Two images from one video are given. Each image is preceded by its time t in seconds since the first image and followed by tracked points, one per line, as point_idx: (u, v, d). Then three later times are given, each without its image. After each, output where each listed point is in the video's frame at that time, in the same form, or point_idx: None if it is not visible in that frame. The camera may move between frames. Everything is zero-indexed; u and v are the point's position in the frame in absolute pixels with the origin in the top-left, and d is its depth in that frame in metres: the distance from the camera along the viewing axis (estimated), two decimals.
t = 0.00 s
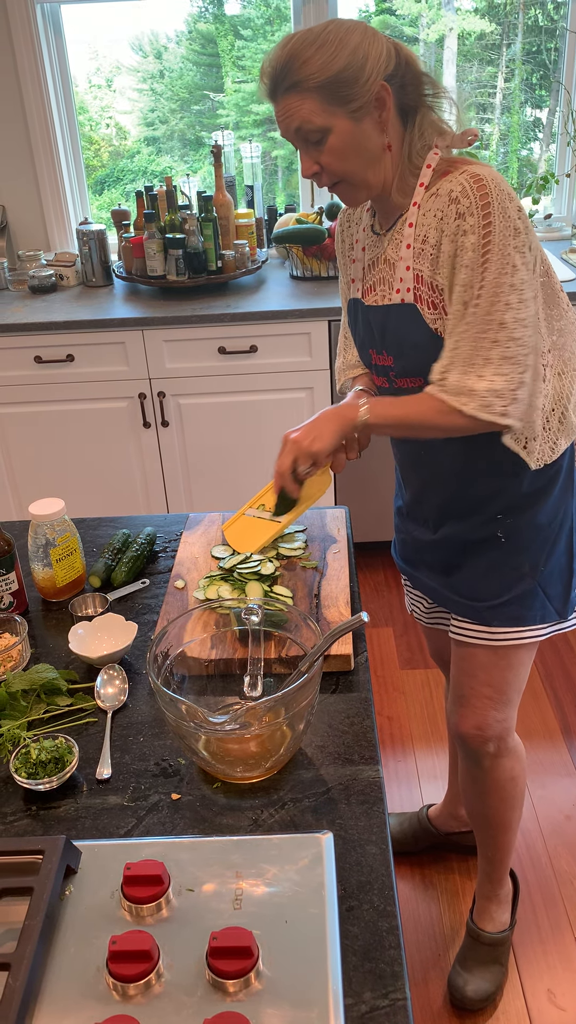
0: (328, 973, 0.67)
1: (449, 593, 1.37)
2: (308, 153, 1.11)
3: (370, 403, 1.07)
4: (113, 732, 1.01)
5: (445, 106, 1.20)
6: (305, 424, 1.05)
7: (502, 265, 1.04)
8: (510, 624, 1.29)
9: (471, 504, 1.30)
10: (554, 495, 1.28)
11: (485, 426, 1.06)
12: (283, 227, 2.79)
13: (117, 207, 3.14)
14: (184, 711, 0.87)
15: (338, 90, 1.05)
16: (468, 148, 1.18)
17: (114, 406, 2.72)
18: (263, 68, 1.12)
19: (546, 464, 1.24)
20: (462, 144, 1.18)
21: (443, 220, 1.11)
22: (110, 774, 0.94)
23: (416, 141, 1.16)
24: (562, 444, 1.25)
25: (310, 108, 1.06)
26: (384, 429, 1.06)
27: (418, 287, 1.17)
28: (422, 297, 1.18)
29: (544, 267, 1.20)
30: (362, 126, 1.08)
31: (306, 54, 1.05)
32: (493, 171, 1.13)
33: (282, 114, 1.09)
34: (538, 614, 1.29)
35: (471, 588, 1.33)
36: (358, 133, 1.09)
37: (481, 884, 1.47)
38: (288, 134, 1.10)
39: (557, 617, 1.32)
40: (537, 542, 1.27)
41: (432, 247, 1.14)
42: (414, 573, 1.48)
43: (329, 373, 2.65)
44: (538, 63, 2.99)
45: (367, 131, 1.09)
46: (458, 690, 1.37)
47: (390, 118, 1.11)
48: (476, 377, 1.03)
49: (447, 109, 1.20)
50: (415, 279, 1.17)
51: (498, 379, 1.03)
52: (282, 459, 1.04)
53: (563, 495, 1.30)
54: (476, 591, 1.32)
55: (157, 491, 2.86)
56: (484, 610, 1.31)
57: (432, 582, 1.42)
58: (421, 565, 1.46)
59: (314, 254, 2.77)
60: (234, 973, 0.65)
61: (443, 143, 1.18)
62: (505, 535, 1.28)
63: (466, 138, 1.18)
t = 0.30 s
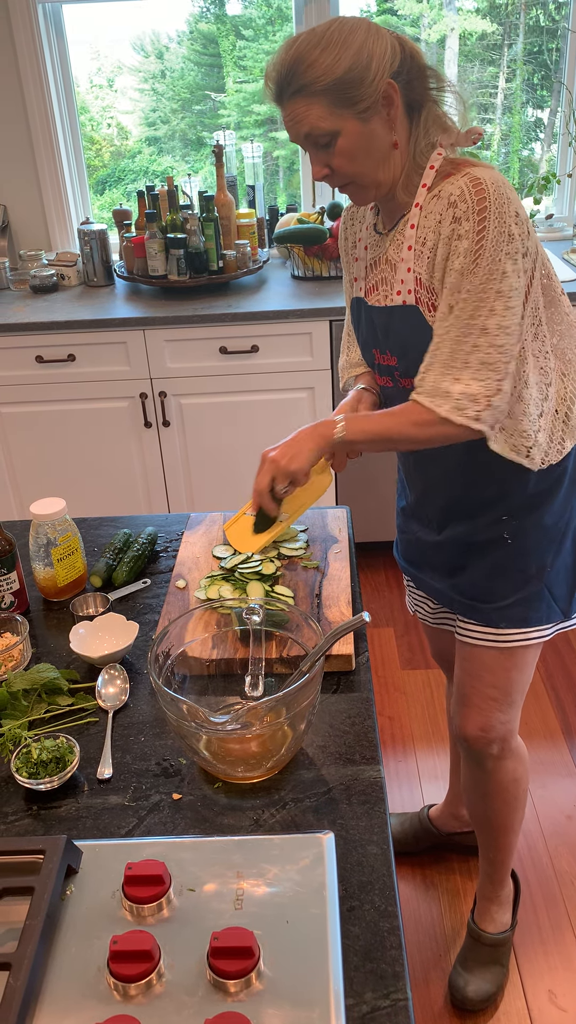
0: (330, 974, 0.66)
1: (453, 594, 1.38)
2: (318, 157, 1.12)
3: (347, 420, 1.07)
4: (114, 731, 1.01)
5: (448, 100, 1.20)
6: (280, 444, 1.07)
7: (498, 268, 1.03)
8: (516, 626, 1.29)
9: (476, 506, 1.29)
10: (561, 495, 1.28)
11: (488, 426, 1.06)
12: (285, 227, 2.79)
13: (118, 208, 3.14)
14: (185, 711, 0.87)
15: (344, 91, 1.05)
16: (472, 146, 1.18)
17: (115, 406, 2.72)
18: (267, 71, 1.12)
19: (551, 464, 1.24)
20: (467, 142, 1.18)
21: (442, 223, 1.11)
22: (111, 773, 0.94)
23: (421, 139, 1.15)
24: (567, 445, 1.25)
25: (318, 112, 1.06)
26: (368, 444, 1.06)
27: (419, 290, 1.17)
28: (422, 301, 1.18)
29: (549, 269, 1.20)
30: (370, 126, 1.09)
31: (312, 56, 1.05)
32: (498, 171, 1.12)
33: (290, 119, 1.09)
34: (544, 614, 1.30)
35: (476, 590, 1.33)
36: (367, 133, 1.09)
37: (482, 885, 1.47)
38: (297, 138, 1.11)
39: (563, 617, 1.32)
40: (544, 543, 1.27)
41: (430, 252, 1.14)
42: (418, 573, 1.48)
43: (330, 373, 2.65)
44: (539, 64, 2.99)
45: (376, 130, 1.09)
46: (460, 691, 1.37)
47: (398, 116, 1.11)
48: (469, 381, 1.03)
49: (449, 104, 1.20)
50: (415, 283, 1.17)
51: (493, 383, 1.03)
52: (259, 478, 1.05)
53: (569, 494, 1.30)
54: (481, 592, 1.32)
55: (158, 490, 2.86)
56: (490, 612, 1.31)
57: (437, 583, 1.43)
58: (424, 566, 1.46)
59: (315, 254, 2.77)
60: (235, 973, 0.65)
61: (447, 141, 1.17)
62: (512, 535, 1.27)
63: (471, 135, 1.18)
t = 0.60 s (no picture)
0: (330, 975, 0.66)
1: (457, 596, 1.38)
2: (322, 158, 1.12)
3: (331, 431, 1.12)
4: (115, 731, 1.00)
5: (449, 99, 1.19)
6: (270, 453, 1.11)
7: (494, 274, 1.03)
8: (519, 628, 1.29)
9: (477, 507, 1.30)
10: (564, 496, 1.27)
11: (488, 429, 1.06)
12: (286, 228, 2.79)
13: (119, 208, 3.14)
14: (186, 711, 0.87)
15: (348, 92, 1.05)
16: (476, 147, 1.17)
17: (116, 406, 2.71)
18: (271, 71, 1.12)
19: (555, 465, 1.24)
20: (471, 144, 1.18)
21: (443, 225, 1.11)
22: (112, 774, 0.94)
23: (425, 141, 1.15)
24: (571, 445, 1.25)
25: (321, 113, 1.06)
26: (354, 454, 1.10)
27: (421, 291, 1.17)
28: (425, 302, 1.18)
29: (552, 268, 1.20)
30: (374, 127, 1.09)
31: (316, 57, 1.05)
32: (501, 172, 1.13)
33: (294, 120, 1.10)
34: (547, 617, 1.29)
35: (480, 592, 1.33)
36: (371, 134, 1.09)
37: (482, 886, 1.47)
38: (301, 139, 1.11)
39: (566, 619, 1.32)
40: (547, 545, 1.27)
41: (432, 254, 1.14)
42: (419, 575, 1.48)
43: (332, 374, 2.65)
44: (540, 65, 2.99)
45: (380, 131, 1.09)
46: (461, 693, 1.37)
47: (401, 117, 1.11)
48: (461, 386, 1.03)
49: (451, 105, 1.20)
50: (418, 283, 1.17)
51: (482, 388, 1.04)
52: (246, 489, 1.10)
53: (573, 496, 1.29)
54: (484, 593, 1.33)
55: (159, 490, 2.86)
56: (494, 613, 1.31)
57: (438, 584, 1.43)
58: (426, 567, 1.46)
59: (317, 255, 2.77)
60: (237, 974, 0.65)
61: (451, 142, 1.16)
62: (515, 538, 1.27)
63: (476, 138, 1.17)
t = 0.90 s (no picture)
0: (333, 977, 0.66)
1: (454, 596, 1.38)
2: (320, 162, 1.12)
3: (346, 423, 1.08)
4: (117, 733, 1.01)
5: (450, 105, 1.20)
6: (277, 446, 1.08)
7: (502, 273, 1.03)
8: (517, 628, 1.29)
9: (477, 507, 1.30)
10: (563, 498, 1.27)
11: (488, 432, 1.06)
12: (287, 229, 2.79)
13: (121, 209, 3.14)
14: (189, 713, 0.87)
15: (346, 97, 1.05)
16: (475, 149, 1.18)
17: (117, 407, 2.72)
18: (270, 77, 1.12)
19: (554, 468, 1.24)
20: (470, 146, 1.18)
21: (443, 227, 1.11)
22: (114, 775, 0.94)
23: (423, 145, 1.16)
24: (571, 447, 1.25)
25: (319, 119, 1.06)
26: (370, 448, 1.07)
27: (421, 294, 1.17)
28: (424, 305, 1.18)
29: (553, 271, 1.20)
30: (372, 132, 1.09)
31: (315, 61, 1.05)
32: (501, 175, 1.13)
33: (292, 126, 1.10)
34: (545, 619, 1.29)
35: (476, 592, 1.33)
36: (369, 140, 1.09)
37: (484, 888, 1.47)
38: (298, 142, 1.11)
39: (565, 620, 1.32)
40: (545, 545, 1.27)
41: (432, 258, 1.14)
42: (420, 577, 1.49)
43: (333, 375, 2.65)
44: (541, 67, 2.99)
45: (377, 136, 1.10)
46: (462, 695, 1.37)
47: (399, 122, 1.11)
48: (479, 390, 1.02)
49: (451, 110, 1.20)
50: (418, 287, 1.17)
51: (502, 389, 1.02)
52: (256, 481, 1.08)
53: (573, 497, 1.29)
54: (481, 593, 1.33)
55: (161, 491, 2.86)
56: (490, 614, 1.31)
57: (438, 586, 1.43)
58: (427, 569, 1.46)
59: (318, 256, 2.77)
60: (239, 977, 0.65)
61: (449, 148, 1.16)
62: (513, 538, 1.28)
63: (474, 140, 1.17)
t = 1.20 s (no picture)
0: (335, 979, 0.66)
1: (453, 597, 1.38)
2: (312, 165, 1.12)
3: (371, 415, 1.06)
4: (119, 735, 1.01)
5: (448, 114, 1.20)
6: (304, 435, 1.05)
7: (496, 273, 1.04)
8: (513, 629, 1.29)
9: (477, 508, 1.30)
10: (560, 500, 1.27)
11: (488, 435, 1.06)
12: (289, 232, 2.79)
13: (122, 212, 3.15)
14: (190, 715, 0.87)
15: (340, 99, 1.05)
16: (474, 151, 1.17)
17: (119, 409, 2.72)
18: (266, 78, 1.12)
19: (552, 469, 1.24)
20: (467, 148, 1.17)
21: (443, 229, 1.11)
22: (116, 777, 0.94)
23: (419, 149, 1.16)
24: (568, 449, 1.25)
25: (313, 119, 1.06)
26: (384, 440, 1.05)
27: (420, 297, 1.17)
28: (424, 308, 1.18)
29: (551, 273, 1.20)
30: (366, 136, 1.09)
31: (310, 64, 1.05)
32: (498, 177, 1.13)
33: (287, 126, 1.09)
34: (543, 620, 1.29)
35: (475, 593, 1.33)
36: (362, 143, 1.09)
37: (485, 890, 1.47)
38: (292, 145, 1.11)
39: (562, 623, 1.32)
40: (543, 546, 1.27)
41: (432, 259, 1.14)
42: (419, 578, 1.48)
43: (334, 377, 2.65)
44: (542, 68, 2.99)
45: (371, 141, 1.10)
46: (462, 697, 1.37)
47: (393, 127, 1.12)
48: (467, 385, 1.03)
49: (450, 117, 1.21)
50: (417, 290, 1.17)
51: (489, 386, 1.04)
52: (281, 471, 1.04)
53: (572, 499, 1.29)
54: (480, 594, 1.33)
55: (162, 493, 2.86)
56: (489, 616, 1.31)
57: (438, 588, 1.42)
58: (427, 571, 1.46)
59: (319, 259, 2.77)
60: (241, 979, 0.65)
61: (447, 150, 1.17)
62: (511, 539, 1.27)
63: (471, 142, 1.17)
